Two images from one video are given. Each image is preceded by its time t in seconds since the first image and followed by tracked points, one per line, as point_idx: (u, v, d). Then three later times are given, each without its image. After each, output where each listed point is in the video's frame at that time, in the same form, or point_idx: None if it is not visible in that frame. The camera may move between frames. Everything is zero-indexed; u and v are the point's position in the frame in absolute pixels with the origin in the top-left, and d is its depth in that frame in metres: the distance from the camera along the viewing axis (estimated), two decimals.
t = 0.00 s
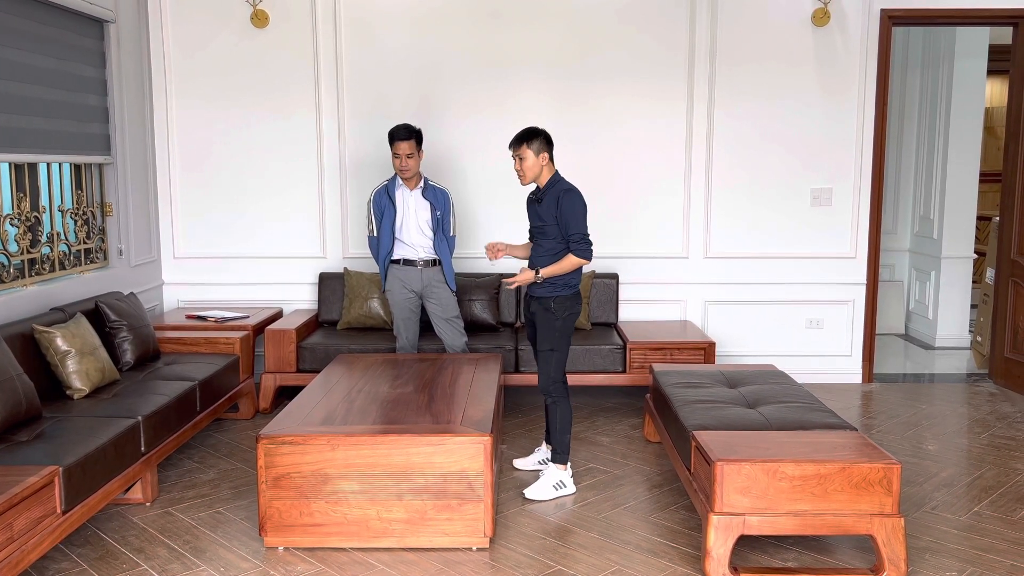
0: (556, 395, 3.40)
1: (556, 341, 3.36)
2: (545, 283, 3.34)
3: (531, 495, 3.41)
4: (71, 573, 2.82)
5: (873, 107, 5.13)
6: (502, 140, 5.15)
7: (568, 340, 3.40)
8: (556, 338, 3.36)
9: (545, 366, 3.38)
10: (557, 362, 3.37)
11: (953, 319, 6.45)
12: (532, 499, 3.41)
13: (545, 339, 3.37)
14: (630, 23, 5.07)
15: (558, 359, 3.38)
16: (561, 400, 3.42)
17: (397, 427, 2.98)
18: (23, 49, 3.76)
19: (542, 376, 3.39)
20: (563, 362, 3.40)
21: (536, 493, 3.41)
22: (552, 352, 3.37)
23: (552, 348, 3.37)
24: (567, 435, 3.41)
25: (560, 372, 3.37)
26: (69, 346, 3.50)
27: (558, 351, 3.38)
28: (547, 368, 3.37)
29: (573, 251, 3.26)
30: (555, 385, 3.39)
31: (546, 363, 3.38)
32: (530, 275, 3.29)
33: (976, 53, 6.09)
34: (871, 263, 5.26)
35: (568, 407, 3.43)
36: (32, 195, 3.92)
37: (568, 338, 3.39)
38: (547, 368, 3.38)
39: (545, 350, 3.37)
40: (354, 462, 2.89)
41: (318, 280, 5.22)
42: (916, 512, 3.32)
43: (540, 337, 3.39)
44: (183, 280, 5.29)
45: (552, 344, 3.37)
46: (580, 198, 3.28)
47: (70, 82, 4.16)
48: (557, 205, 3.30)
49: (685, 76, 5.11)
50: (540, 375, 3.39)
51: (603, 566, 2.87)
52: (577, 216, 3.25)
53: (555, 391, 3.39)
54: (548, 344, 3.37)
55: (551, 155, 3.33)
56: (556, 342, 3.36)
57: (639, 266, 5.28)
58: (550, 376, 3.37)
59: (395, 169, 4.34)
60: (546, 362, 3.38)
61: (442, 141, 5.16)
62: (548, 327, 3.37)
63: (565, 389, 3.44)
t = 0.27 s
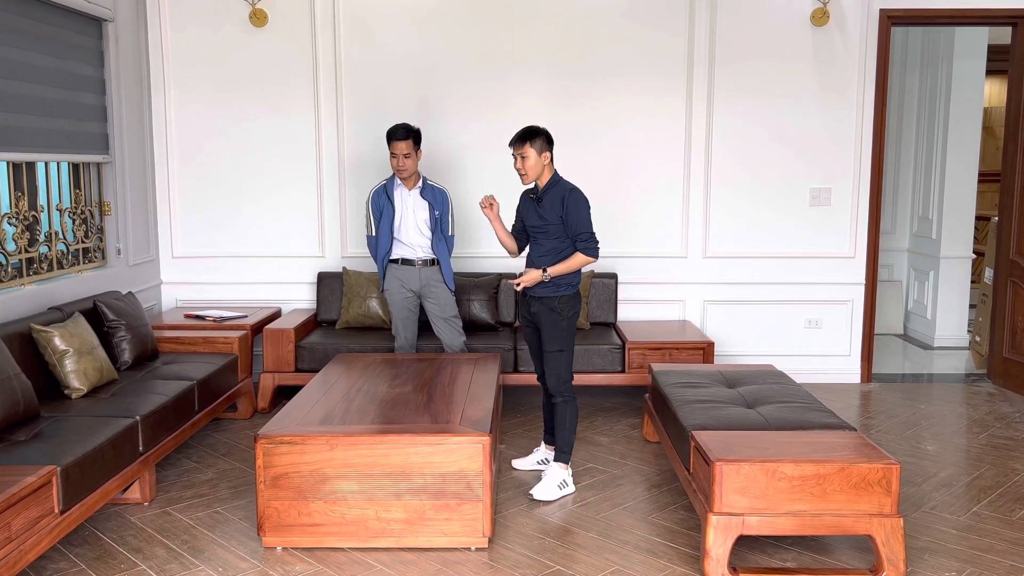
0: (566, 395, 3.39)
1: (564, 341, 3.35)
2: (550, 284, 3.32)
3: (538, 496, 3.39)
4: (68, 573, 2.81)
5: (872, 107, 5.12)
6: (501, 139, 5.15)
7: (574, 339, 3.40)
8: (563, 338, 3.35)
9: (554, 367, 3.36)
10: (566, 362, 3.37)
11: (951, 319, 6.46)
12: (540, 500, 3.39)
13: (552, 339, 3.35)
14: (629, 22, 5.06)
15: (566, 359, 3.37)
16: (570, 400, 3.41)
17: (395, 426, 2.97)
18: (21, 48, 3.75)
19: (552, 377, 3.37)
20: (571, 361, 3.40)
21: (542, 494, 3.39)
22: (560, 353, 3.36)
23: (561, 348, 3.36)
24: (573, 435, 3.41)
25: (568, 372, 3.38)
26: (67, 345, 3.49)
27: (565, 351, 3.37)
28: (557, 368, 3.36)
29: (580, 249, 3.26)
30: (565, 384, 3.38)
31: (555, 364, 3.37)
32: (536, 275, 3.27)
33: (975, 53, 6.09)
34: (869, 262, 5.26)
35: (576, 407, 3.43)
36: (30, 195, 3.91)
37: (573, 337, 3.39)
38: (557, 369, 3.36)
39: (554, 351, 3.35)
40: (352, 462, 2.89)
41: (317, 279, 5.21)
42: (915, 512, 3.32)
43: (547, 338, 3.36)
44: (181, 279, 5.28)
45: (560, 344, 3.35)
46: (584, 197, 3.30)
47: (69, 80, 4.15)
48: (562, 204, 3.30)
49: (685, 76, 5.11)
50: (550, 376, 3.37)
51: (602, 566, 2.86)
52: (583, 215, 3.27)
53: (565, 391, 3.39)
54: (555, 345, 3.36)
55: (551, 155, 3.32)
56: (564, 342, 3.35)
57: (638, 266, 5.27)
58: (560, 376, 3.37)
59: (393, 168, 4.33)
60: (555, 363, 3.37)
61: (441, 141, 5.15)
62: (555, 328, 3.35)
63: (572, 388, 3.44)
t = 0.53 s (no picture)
0: (566, 395, 3.39)
1: (565, 341, 3.35)
2: (551, 284, 3.32)
3: (540, 497, 3.38)
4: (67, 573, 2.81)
5: (871, 107, 5.13)
6: (500, 139, 5.15)
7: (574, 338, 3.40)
8: (564, 337, 3.36)
9: (554, 367, 3.36)
10: (566, 362, 3.37)
11: (950, 319, 6.46)
12: (543, 500, 3.39)
13: (553, 339, 3.35)
14: (628, 22, 5.06)
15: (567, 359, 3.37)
16: (569, 400, 3.41)
17: (394, 426, 2.97)
18: (20, 47, 3.74)
19: (552, 377, 3.37)
20: (570, 361, 3.40)
21: (544, 494, 3.39)
22: (561, 353, 3.36)
23: (562, 348, 3.36)
24: (571, 435, 3.41)
25: (568, 372, 3.38)
26: (65, 345, 3.49)
27: (565, 350, 3.38)
28: (557, 368, 3.36)
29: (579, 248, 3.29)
30: (565, 384, 3.39)
31: (555, 364, 3.37)
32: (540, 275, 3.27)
33: (973, 54, 6.10)
34: (868, 263, 5.26)
35: (575, 407, 3.43)
36: (29, 194, 3.91)
37: (573, 337, 3.39)
38: (557, 369, 3.36)
39: (555, 351, 3.35)
40: (351, 462, 2.89)
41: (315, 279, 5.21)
42: (914, 512, 3.32)
43: (547, 338, 3.36)
44: (179, 279, 5.28)
45: (560, 344, 3.35)
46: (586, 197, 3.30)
47: (67, 80, 4.15)
48: (564, 204, 3.30)
49: (684, 76, 5.11)
50: (551, 376, 3.37)
51: (600, 566, 2.86)
52: (585, 215, 3.28)
53: (564, 391, 3.39)
54: (556, 345, 3.35)
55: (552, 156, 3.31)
56: (564, 342, 3.35)
57: (637, 266, 5.27)
58: (560, 376, 3.37)
59: (392, 168, 4.33)
60: (555, 364, 3.37)
61: (440, 140, 5.15)
62: (555, 327, 3.34)
63: (571, 388, 3.44)
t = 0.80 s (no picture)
0: (564, 395, 3.39)
1: (563, 341, 3.35)
2: (550, 283, 3.32)
3: (540, 497, 3.38)
4: (66, 573, 2.80)
5: (870, 108, 5.13)
6: (499, 140, 5.15)
7: (572, 339, 3.40)
8: (562, 338, 3.35)
9: (552, 367, 3.36)
10: (565, 362, 3.37)
11: (950, 320, 6.46)
12: (542, 501, 3.38)
13: (551, 340, 3.35)
14: (628, 23, 5.06)
15: (565, 359, 3.37)
16: (568, 401, 3.41)
17: (393, 427, 2.97)
18: (19, 47, 3.74)
19: (550, 378, 3.37)
20: (569, 361, 3.40)
21: (544, 495, 3.38)
22: (559, 353, 3.36)
23: (560, 349, 3.36)
24: (570, 435, 3.41)
25: (567, 372, 3.38)
26: (65, 345, 3.49)
27: (564, 351, 3.37)
28: (555, 369, 3.36)
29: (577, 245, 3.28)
30: (564, 384, 3.39)
31: (554, 365, 3.37)
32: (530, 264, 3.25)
33: (973, 55, 6.10)
34: (868, 264, 5.26)
35: (573, 408, 3.43)
36: (28, 194, 3.91)
37: (572, 337, 3.39)
38: (555, 370, 3.36)
39: (553, 352, 3.35)
40: (350, 463, 2.88)
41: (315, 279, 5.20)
42: (913, 513, 3.32)
43: (546, 338, 3.36)
44: (179, 279, 5.28)
45: (559, 345, 3.35)
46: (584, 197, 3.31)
47: (67, 79, 4.15)
48: (562, 203, 3.30)
49: (683, 77, 5.11)
50: (549, 376, 3.37)
51: (600, 567, 2.86)
52: (583, 213, 3.28)
53: (563, 391, 3.39)
54: (554, 345, 3.35)
55: (545, 159, 3.30)
56: (562, 343, 3.35)
57: (636, 267, 5.27)
58: (558, 376, 3.37)
59: (392, 169, 4.33)
60: (553, 364, 3.37)
61: (439, 141, 5.15)
62: (554, 327, 3.34)
63: (570, 389, 3.44)
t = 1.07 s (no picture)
0: (566, 396, 3.39)
1: (565, 343, 3.35)
2: (551, 285, 3.32)
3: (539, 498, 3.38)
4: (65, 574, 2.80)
5: (870, 110, 5.13)
6: (499, 141, 5.15)
7: (574, 340, 3.40)
8: (564, 339, 3.36)
9: (554, 369, 3.36)
10: (567, 363, 3.37)
11: (949, 321, 6.47)
12: (542, 502, 3.38)
13: (553, 341, 3.35)
14: (628, 24, 5.07)
15: (567, 360, 3.37)
16: (570, 402, 3.41)
17: (393, 428, 2.97)
18: (19, 48, 3.74)
19: (553, 379, 3.37)
20: (571, 363, 3.40)
21: (544, 496, 3.38)
22: (561, 355, 3.36)
23: (562, 350, 3.36)
24: (571, 436, 3.41)
25: (569, 373, 3.38)
26: (65, 345, 3.49)
27: (566, 352, 3.38)
28: (557, 370, 3.36)
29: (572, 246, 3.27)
30: (565, 386, 3.39)
31: (556, 366, 3.37)
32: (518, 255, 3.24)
33: (972, 57, 6.11)
34: (867, 265, 5.27)
35: (575, 409, 3.43)
36: (28, 194, 3.91)
37: (574, 338, 3.39)
38: (557, 371, 3.37)
39: (556, 353, 3.35)
40: (350, 464, 2.88)
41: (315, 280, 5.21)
42: (913, 514, 3.32)
43: (548, 340, 3.36)
44: (179, 280, 5.28)
45: (561, 346, 3.35)
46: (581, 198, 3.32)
47: (67, 80, 4.15)
48: (560, 204, 3.31)
49: (683, 78, 5.12)
50: (552, 378, 3.37)
51: (599, 568, 2.86)
52: (580, 214, 3.28)
53: (564, 393, 3.39)
54: (556, 347, 3.36)
55: (541, 159, 3.30)
56: (564, 344, 3.36)
57: (636, 268, 5.27)
58: (561, 377, 3.37)
59: (393, 170, 4.33)
60: (555, 366, 3.37)
61: (440, 142, 5.15)
62: (556, 328, 3.34)
63: (572, 391, 3.44)
